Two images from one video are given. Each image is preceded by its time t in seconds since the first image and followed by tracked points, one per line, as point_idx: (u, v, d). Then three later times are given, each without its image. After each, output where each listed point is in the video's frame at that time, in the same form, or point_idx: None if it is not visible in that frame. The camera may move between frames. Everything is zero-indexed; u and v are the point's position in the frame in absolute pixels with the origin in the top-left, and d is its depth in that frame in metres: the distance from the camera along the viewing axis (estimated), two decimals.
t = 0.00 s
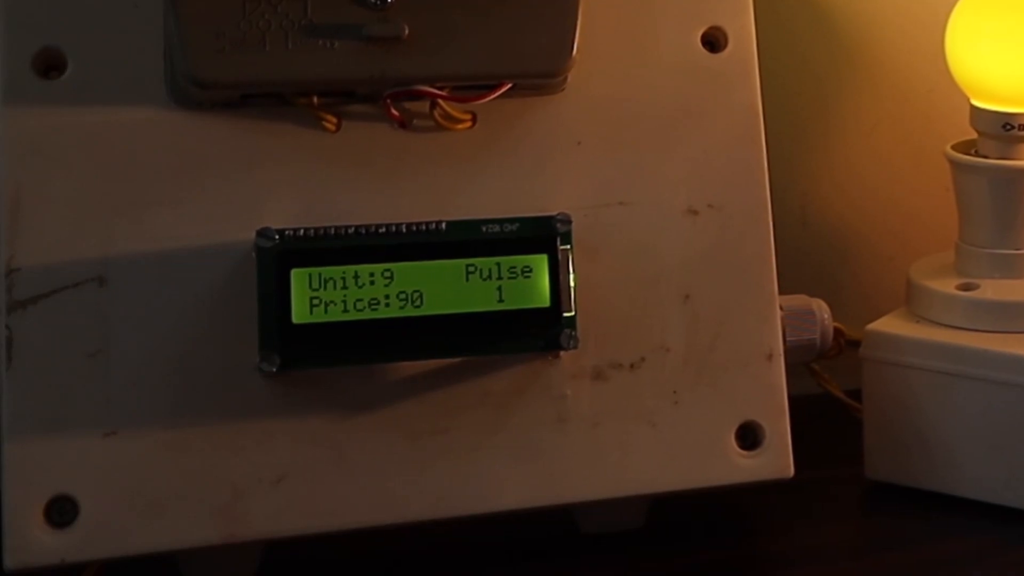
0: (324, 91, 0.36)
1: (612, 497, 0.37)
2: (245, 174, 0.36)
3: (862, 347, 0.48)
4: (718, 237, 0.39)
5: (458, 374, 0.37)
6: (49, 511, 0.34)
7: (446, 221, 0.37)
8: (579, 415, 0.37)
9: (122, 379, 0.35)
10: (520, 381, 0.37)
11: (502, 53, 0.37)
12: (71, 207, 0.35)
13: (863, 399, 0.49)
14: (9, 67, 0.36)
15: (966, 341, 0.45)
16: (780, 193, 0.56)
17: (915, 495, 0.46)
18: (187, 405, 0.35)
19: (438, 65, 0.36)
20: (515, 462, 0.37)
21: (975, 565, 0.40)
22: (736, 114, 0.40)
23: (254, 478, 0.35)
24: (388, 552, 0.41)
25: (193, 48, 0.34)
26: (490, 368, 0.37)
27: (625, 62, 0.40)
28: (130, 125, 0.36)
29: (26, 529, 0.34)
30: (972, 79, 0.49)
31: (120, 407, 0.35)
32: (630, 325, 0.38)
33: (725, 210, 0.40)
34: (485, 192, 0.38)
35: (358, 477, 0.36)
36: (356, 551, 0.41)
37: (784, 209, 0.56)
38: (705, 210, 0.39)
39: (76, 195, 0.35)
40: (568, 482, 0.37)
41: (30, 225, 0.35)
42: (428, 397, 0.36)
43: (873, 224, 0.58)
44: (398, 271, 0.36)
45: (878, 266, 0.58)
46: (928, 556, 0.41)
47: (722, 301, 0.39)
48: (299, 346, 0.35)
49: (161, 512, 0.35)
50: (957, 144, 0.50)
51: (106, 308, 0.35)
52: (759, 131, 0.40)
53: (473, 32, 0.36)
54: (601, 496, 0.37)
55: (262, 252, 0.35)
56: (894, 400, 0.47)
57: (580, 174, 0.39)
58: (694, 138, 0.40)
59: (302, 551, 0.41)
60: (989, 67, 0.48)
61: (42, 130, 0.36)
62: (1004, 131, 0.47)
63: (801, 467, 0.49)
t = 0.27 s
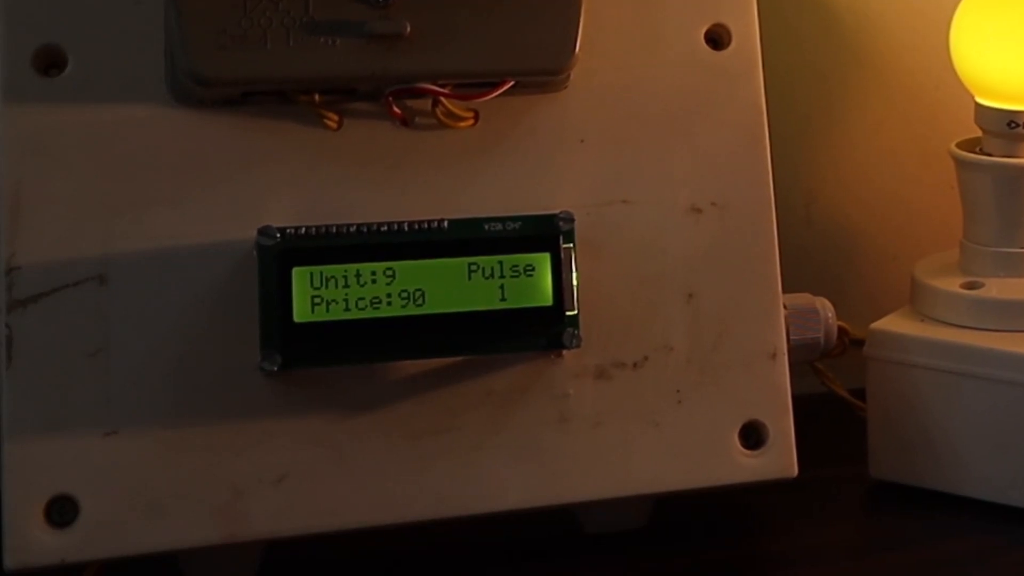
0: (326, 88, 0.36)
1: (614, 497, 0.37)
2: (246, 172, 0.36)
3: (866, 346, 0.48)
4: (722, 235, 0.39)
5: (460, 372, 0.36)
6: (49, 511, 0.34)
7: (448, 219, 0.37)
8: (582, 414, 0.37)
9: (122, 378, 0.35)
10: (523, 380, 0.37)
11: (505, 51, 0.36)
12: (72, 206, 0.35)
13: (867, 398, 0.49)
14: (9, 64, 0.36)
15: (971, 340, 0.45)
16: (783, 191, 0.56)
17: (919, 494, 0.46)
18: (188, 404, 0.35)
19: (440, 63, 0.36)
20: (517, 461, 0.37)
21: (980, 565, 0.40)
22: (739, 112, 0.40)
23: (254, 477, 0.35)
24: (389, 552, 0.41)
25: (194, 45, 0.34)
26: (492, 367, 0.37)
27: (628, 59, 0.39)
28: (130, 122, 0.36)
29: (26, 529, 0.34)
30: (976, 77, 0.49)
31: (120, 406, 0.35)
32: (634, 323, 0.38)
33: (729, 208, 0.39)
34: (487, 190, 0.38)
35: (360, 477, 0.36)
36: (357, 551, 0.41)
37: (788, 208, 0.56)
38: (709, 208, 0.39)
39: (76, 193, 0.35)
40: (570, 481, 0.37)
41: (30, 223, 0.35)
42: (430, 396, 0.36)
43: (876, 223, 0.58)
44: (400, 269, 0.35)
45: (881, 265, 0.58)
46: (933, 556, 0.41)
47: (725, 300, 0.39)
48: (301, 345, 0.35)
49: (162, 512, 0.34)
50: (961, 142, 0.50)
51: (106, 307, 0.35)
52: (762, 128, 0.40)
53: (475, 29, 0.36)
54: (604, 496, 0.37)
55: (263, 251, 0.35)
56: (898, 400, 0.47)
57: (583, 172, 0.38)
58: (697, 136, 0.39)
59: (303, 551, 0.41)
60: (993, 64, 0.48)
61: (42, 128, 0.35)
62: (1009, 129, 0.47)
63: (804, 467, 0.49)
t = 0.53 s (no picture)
0: (327, 87, 0.36)
1: (616, 496, 0.37)
2: (247, 171, 0.36)
3: (869, 345, 0.48)
4: (724, 235, 0.39)
5: (461, 372, 0.36)
6: (49, 511, 0.34)
7: (450, 219, 0.37)
8: (583, 414, 0.37)
9: (122, 378, 0.35)
10: (524, 379, 0.37)
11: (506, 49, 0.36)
12: (71, 205, 0.35)
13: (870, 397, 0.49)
14: (9, 63, 0.35)
15: (974, 340, 0.45)
16: (785, 190, 0.56)
17: (921, 494, 0.46)
18: (188, 404, 0.35)
19: (441, 61, 0.36)
20: (518, 460, 0.37)
21: (982, 565, 0.40)
22: (741, 111, 0.40)
23: (255, 477, 0.35)
24: (390, 552, 0.41)
25: (194, 44, 0.34)
26: (493, 366, 0.37)
27: (629, 58, 0.39)
28: (130, 121, 0.36)
29: (26, 529, 0.34)
30: (978, 77, 0.49)
31: (120, 406, 0.34)
32: (635, 323, 0.38)
33: (731, 207, 0.39)
34: (488, 189, 0.37)
35: (360, 477, 0.35)
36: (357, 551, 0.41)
37: (790, 207, 0.56)
38: (711, 207, 0.39)
39: (76, 192, 0.35)
40: (571, 481, 0.37)
41: (30, 222, 0.35)
42: (431, 395, 0.36)
43: (878, 222, 0.58)
44: (401, 268, 0.35)
45: (883, 264, 0.58)
46: (936, 557, 0.41)
47: (727, 299, 0.39)
48: (302, 344, 0.35)
49: (162, 512, 0.34)
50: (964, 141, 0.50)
51: (106, 306, 0.35)
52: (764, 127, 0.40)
53: (476, 27, 0.36)
54: (606, 496, 0.37)
55: (264, 250, 0.35)
56: (901, 399, 0.47)
57: (585, 171, 0.38)
58: (699, 135, 0.39)
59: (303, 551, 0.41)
60: (994, 62, 0.48)
61: (42, 127, 0.35)
62: (1012, 128, 0.47)
63: (806, 466, 0.49)
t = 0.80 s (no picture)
0: (327, 86, 0.36)
1: (616, 496, 0.37)
2: (247, 171, 0.36)
3: (870, 345, 0.48)
4: (725, 234, 0.39)
5: (462, 372, 0.36)
6: (49, 511, 0.34)
7: (450, 218, 0.36)
8: (584, 414, 0.37)
9: (122, 378, 0.35)
10: (524, 379, 0.37)
11: (506, 48, 0.36)
12: (72, 204, 0.35)
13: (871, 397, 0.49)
14: (9, 63, 0.35)
15: (976, 340, 0.44)
16: (786, 190, 0.56)
17: (922, 494, 0.46)
18: (189, 404, 0.35)
19: (441, 60, 0.36)
20: (518, 460, 0.37)
21: (984, 565, 0.40)
22: (742, 110, 0.40)
23: (255, 477, 0.35)
24: (390, 552, 0.41)
25: (194, 43, 0.34)
26: (494, 366, 0.37)
27: (630, 57, 0.39)
28: (131, 121, 0.36)
29: (26, 529, 0.34)
30: (979, 76, 0.49)
31: (121, 406, 0.34)
32: (636, 322, 0.38)
33: (732, 207, 0.39)
34: (488, 189, 0.37)
35: (361, 476, 0.35)
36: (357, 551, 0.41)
37: (791, 207, 0.56)
38: (712, 207, 0.39)
39: (77, 192, 0.35)
40: (572, 481, 0.37)
41: (31, 222, 0.35)
42: (431, 395, 0.36)
43: (879, 222, 0.58)
44: (402, 268, 0.35)
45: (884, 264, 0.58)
46: (937, 557, 0.40)
47: (728, 299, 0.39)
48: (302, 344, 0.35)
49: (162, 512, 0.34)
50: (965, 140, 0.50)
51: (107, 306, 0.35)
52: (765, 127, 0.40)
53: (477, 26, 0.36)
54: (606, 495, 0.37)
55: (264, 250, 0.35)
56: (902, 399, 0.46)
57: (586, 171, 0.38)
58: (700, 134, 0.39)
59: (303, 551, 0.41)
60: (993, 61, 0.48)
61: (42, 127, 0.35)
62: (1013, 127, 0.47)
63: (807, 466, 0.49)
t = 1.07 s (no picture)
0: (327, 86, 0.36)
1: (616, 496, 0.37)
2: (248, 171, 0.36)
3: (871, 345, 0.48)
4: (725, 234, 0.39)
5: (462, 372, 0.36)
6: (50, 511, 0.34)
7: (450, 219, 0.36)
8: (584, 414, 0.37)
9: (123, 378, 0.35)
10: (524, 379, 0.37)
11: (506, 48, 0.36)
12: (72, 204, 0.35)
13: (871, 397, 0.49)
14: (9, 62, 0.35)
15: (976, 340, 0.44)
16: (786, 190, 0.56)
17: (922, 494, 0.46)
18: (189, 404, 0.35)
19: (441, 60, 0.36)
20: (518, 460, 0.37)
21: (984, 565, 0.40)
22: (742, 110, 0.40)
23: (255, 477, 0.35)
24: (390, 552, 0.41)
25: (194, 43, 0.34)
26: (494, 366, 0.37)
27: (630, 57, 0.39)
28: (131, 121, 0.36)
29: (27, 529, 0.34)
30: (979, 76, 0.49)
31: (121, 406, 0.34)
32: (636, 322, 0.38)
33: (732, 207, 0.39)
34: (488, 189, 0.37)
35: (360, 476, 0.35)
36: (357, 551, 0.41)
37: (791, 207, 0.56)
38: (712, 207, 0.39)
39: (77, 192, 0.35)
40: (572, 481, 0.37)
41: (31, 221, 0.35)
42: (431, 395, 0.36)
43: (879, 222, 0.58)
44: (402, 268, 0.35)
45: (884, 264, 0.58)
46: (937, 557, 0.40)
47: (729, 299, 0.39)
48: (302, 344, 0.35)
49: (163, 512, 0.34)
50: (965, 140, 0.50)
51: (107, 306, 0.35)
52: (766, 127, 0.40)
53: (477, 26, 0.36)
54: (606, 495, 0.37)
55: (264, 249, 0.35)
56: (902, 399, 0.46)
57: (586, 171, 0.38)
58: (700, 134, 0.39)
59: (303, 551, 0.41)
60: (993, 61, 0.48)
61: (42, 126, 0.35)
62: (1013, 127, 0.47)
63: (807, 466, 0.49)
